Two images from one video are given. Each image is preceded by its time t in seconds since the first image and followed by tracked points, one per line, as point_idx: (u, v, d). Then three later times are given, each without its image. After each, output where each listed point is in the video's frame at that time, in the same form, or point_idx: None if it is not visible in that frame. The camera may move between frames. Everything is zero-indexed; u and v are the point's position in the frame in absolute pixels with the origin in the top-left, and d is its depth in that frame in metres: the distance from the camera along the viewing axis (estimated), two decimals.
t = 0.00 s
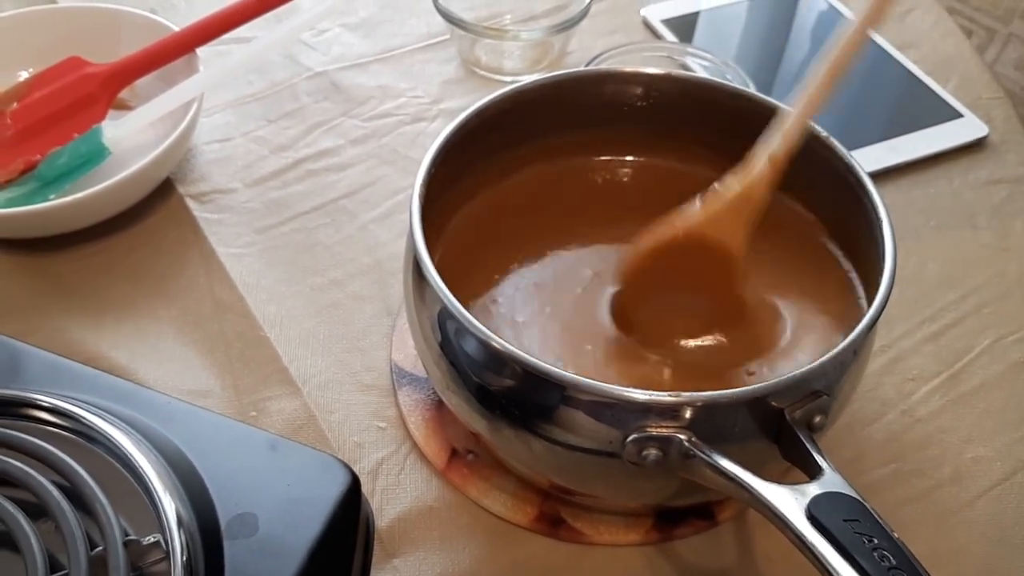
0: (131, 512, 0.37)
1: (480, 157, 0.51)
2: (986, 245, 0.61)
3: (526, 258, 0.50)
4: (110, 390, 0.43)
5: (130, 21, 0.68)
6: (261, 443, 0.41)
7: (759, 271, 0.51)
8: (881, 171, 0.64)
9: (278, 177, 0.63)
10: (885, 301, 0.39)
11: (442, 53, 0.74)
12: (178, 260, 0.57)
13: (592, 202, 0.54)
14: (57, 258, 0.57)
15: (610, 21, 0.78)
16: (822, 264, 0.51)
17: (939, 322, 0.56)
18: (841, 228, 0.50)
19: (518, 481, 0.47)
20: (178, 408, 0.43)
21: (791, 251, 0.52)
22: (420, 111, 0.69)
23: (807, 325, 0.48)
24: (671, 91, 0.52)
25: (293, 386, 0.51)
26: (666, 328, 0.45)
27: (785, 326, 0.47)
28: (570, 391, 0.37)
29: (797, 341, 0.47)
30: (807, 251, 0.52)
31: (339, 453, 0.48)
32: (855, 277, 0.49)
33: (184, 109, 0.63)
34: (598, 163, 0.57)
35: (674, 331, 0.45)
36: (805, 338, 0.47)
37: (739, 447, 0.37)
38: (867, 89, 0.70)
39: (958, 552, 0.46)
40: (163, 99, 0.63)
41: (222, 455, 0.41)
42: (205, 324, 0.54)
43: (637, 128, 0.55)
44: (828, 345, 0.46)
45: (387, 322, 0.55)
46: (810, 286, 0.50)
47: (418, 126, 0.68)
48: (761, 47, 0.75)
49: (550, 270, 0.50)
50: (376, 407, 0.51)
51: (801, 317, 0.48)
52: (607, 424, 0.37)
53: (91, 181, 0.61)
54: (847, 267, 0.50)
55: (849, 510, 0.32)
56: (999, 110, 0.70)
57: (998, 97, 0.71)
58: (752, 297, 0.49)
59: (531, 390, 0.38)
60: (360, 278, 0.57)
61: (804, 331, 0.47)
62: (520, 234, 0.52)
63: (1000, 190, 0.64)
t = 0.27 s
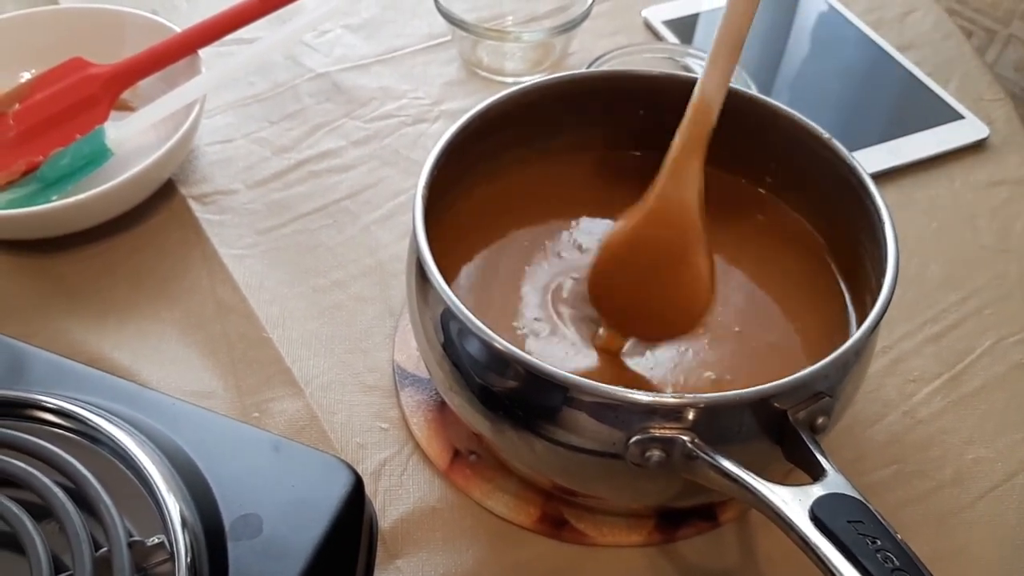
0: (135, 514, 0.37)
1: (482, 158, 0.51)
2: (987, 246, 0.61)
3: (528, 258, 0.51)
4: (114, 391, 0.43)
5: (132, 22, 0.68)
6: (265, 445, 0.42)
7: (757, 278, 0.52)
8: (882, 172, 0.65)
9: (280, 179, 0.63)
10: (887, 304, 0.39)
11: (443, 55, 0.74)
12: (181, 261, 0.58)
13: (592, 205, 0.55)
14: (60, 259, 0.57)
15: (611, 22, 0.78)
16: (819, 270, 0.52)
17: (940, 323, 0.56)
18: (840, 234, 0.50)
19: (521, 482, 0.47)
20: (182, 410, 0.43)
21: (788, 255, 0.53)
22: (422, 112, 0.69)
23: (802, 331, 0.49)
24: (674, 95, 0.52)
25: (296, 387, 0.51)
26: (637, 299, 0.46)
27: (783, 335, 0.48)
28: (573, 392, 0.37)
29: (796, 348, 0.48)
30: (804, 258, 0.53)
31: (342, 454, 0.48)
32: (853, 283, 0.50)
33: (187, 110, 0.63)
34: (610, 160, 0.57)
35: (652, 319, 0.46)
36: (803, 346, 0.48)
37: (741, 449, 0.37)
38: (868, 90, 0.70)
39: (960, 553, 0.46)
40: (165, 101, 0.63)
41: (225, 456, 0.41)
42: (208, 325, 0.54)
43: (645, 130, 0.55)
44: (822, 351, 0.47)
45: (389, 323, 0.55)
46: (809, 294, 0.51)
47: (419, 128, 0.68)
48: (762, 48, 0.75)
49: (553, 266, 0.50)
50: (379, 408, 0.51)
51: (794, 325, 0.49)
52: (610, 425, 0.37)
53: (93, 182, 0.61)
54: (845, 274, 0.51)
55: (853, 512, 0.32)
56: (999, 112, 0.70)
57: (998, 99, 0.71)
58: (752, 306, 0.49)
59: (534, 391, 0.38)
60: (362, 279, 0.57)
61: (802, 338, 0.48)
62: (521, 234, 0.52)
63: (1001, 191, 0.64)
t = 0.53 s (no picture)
0: (139, 514, 0.37)
1: (485, 161, 0.52)
2: (989, 247, 0.61)
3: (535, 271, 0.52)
4: (118, 392, 0.43)
5: (134, 23, 0.68)
6: (268, 445, 0.42)
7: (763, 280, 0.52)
8: (884, 173, 0.65)
9: (282, 180, 0.64)
10: (890, 305, 0.39)
11: (445, 56, 0.74)
12: (183, 262, 0.58)
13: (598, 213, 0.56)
14: (62, 260, 0.57)
15: (612, 23, 0.78)
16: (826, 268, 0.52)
17: (943, 324, 0.56)
18: (844, 234, 0.50)
19: (524, 483, 0.47)
20: (186, 410, 0.43)
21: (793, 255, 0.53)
22: (424, 113, 0.69)
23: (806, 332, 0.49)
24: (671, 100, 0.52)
25: (299, 388, 0.51)
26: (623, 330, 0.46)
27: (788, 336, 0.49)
28: (577, 393, 0.37)
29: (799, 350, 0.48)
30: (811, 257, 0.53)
31: (345, 455, 0.48)
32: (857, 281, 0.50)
33: (189, 111, 0.63)
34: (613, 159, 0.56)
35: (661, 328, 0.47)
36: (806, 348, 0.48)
37: (745, 449, 0.37)
38: (871, 90, 0.70)
39: (963, 553, 0.46)
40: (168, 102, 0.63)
41: (229, 457, 0.41)
42: (210, 326, 0.54)
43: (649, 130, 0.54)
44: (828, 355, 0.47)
45: (392, 324, 0.55)
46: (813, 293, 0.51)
47: (421, 129, 0.68)
48: (764, 48, 0.75)
49: (556, 274, 0.52)
50: (381, 408, 0.51)
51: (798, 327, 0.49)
52: (613, 426, 0.37)
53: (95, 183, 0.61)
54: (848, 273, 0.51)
55: (858, 512, 0.32)
56: (1001, 112, 0.70)
57: (1000, 99, 0.71)
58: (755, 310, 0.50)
59: (537, 392, 0.38)
60: (364, 281, 0.57)
61: (806, 340, 0.49)
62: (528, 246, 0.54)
63: (1003, 191, 0.64)
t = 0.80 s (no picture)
0: (143, 514, 0.37)
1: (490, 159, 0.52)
2: (993, 247, 0.61)
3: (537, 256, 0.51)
4: (122, 391, 0.43)
5: (137, 23, 0.68)
6: (273, 445, 0.42)
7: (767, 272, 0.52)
8: (888, 173, 0.65)
9: (285, 179, 0.64)
10: (894, 305, 0.39)
11: (448, 56, 0.74)
12: (186, 262, 0.58)
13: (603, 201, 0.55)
14: (66, 260, 0.58)
15: (615, 23, 0.78)
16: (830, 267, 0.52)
17: (947, 323, 0.56)
18: (850, 235, 0.50)
19: (527, 483, 0.47)
20: (190, 410, 0.43)
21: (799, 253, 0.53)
22: (427, 113, 0.69)
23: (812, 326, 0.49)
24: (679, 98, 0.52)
25: (302, 388, 0.51)
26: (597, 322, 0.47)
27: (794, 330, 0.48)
28: (581, 393, 0.37)
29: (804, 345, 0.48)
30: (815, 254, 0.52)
31: (349, 454, 0.48)
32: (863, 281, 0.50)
33: (193, 110, 0.63)
34: (618, 159, 0.57)
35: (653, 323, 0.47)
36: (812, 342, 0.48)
37: (750, 448, 0.37)
38: (874, 90, 0.70)
39: (967, 553, 0.46)
40: (171, 102, 0.63)
41: (233, 456, 0.41)
42: (213, 326, 0.54)
43: (653, 131, 0.55)
44: (832, 352, 0.47)
45: (395, 324, 0.55)
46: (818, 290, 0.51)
47: (425, 128, 0.68)
48: (767, 48, 0.75)
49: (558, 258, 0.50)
50: (385, 408, 0.51)
51: (803, 324, 0.49)
52: (617, 426, 0.37)
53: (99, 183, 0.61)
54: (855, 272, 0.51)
55: (863, 511, 0.32)
56: (1005, 112, 0.70)
57: (1004, 99, 0.71)
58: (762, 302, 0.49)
59: (541, 391, 0.38)
60: (367, 280, 0.57)
61: (812, 335, 0.48)
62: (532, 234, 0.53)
63: (1007, 191, 0.64)
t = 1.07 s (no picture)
0: (147, 514, 0.37)
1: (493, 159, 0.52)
2: (994, 247, 0.61)
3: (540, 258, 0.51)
4: (125, 391, 0.43)
5: (139, 24, 0.68)
6: (276, 445, 0.42)
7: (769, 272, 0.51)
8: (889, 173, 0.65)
9: (287, 180, 0.64)
10: (896, 305, 0.39)
11: (450, 56, 0.74)
12: (189, 262, 0.58)
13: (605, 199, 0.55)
14: (68, 261, 0.58)
15: (616, 24, 0.78)
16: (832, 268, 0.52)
17: (948, 324, 0.56)
18: (851, 235, 0.50)
19: (530, 482, 0.47)
20: (192, 410, 0.43)
21: (802, 254, 0.53)
22: (429, 113, 0.69)
23: (814, 328, 0.49)
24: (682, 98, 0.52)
25: (305, 388, 0.51)
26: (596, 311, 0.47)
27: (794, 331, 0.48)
28: (584, 392, 0.37)
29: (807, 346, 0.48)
30: (818, 256, 0.52)
31: (351, 454, 0.48)
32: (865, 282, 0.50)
33: (195, 111, 0.63)
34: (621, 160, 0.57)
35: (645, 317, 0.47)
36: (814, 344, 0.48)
37: (752, 448, 0.37)
38: (875, 91, 0.70)
39: (969, 553, 0.46)
40: (173, 103, 0.63)
41: (236, 456, 0.41)
42: (216, 326, 0.54)
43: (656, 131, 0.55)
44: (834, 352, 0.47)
45: (397, 324, 0.55)
46: (821, 291, 0.51)
47: (426, 129, 0.68)
48: (767, 49, 0.75)
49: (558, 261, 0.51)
50: (387, 408, 0.51)
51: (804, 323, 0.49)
52: (620, 425, 0.37)
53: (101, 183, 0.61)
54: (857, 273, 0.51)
55: (866, 511, 0.32)
56: (1005, 113, 0.70)
57: (1004, 100, 0.71)
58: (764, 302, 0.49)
59: (544, 390, 0.38)
60: (369, 281, 0.57)
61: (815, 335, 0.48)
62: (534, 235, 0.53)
63: (1008, 192, 0.64)
